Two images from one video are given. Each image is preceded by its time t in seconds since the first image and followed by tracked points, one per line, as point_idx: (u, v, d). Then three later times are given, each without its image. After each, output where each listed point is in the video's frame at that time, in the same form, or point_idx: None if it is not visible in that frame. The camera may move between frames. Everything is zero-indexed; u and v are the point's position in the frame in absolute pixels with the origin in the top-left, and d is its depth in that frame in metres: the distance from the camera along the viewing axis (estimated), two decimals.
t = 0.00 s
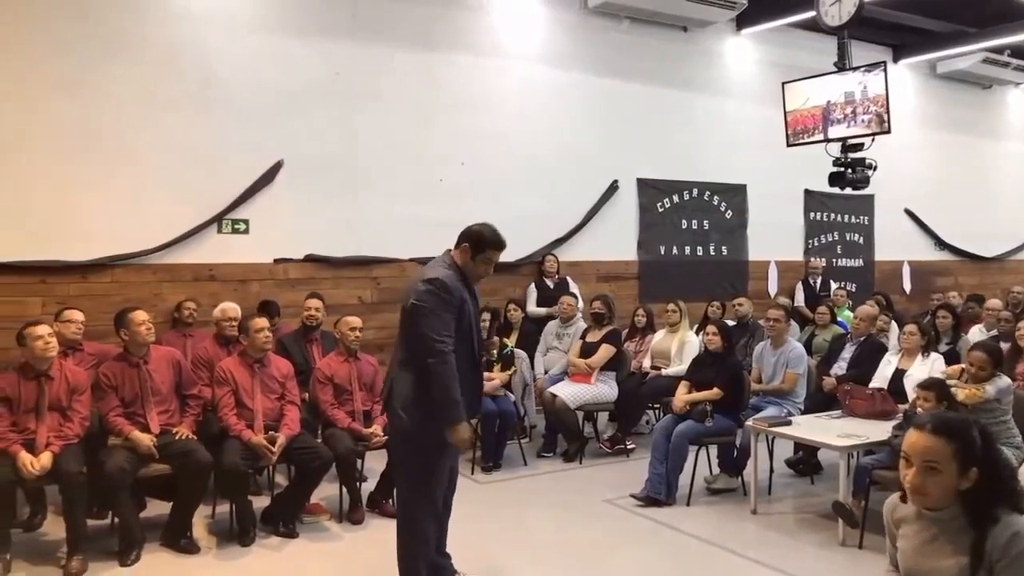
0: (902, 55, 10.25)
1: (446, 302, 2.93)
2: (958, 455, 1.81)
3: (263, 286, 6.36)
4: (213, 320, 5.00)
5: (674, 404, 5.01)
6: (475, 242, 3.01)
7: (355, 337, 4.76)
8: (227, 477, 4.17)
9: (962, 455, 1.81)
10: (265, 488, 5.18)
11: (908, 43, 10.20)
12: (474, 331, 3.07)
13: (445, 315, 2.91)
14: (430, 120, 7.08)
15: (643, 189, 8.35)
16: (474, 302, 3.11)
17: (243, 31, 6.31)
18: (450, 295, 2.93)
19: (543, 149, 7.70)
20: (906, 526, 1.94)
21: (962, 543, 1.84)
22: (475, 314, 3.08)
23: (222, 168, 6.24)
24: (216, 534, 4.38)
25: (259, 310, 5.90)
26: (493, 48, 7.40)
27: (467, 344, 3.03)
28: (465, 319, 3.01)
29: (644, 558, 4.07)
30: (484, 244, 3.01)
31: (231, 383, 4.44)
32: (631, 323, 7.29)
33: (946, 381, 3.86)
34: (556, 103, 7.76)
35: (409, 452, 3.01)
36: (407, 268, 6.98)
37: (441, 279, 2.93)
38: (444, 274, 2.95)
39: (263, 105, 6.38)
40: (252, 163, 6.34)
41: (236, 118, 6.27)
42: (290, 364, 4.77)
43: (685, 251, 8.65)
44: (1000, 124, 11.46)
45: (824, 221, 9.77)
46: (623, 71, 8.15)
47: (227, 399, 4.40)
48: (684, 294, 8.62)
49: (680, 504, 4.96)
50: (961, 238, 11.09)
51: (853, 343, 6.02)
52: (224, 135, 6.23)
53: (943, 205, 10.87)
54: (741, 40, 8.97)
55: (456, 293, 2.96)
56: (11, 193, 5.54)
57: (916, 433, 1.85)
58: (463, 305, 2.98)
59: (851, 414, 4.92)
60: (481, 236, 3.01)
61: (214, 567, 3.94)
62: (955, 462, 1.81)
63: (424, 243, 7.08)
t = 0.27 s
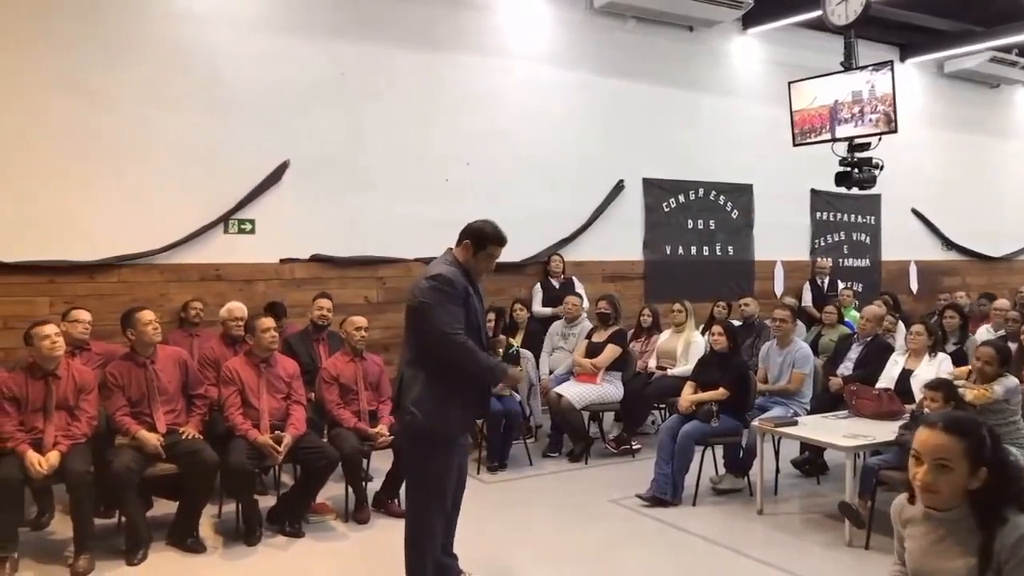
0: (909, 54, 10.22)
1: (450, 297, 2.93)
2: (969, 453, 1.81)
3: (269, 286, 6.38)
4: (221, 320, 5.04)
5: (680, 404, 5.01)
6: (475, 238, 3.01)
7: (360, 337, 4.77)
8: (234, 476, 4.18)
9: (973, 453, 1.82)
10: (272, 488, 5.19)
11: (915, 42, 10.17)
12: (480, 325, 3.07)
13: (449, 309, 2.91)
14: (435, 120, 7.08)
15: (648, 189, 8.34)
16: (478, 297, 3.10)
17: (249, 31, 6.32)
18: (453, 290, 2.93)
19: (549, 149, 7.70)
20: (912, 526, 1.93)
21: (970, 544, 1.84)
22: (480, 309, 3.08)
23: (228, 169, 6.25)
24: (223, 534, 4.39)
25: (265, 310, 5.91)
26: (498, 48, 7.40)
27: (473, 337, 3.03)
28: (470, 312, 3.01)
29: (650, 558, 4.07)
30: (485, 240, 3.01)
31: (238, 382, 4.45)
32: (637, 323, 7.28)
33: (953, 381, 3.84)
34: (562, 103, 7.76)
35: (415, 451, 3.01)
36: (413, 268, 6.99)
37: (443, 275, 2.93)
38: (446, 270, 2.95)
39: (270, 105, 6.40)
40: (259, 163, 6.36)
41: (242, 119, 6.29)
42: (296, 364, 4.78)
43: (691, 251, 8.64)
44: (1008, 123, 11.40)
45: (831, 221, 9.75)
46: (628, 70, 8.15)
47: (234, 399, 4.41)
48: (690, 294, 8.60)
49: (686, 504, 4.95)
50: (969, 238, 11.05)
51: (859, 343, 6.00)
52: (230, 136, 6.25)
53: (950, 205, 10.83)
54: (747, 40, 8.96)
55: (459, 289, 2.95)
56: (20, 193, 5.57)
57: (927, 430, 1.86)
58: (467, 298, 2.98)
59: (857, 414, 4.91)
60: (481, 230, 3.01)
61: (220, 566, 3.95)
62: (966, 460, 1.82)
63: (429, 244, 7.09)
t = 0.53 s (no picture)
0: (913, 53, 10.21)
1: (452, 292, 2.93)
2: (976, 452, 1.81)
3: (272, 285, 6.38)
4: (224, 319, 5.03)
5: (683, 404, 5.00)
6: (477, 234, 3.02)
7: (363, 336, 4.77)
8: (237, 475, 4.18)
9: (980, 452, 1.82)
10: (274, 487, 5.20)
11: (919, 41, 10.16)
12: (483, 321, 3.07)
13: (451, 305, 2.91)
14: (438, 120, 7.08)
15: (651, 188, 8.33)
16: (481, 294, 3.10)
17: (252, 30, 6.32)
18: (455, 286, 2.93)
19: (552, 148, 7.69)
20: (917, 525, 1.93)
21: (975, 543, 1.84)
22: (483, 305, 3.08)
23: (231, 168, 6.26)
24: (226, 533, 4.40)
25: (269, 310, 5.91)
26: (501, 47, 7.40)
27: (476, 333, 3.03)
28: (473, 308, 3.01)
29: (653, 558, 4.06)
30: (487, 237, 3.01)
31: (241, 381, 4.45)
32: (641, 323, 7.27)
33: (957, 381, 3.83)
34: (566, 102, 7.76)
35: (419, 448, 3.01)
36: (415, 268, 6.99)
37: (446, 271, 2.94)
38: (448, 267, 2.96)
39: (273, 105, 6.40)
40: (262, 163, 6.37)
41: (245, 118, 6.30)
42: (299, 363, 4.78)
43: (695, 251, 8.63)
44: (1012, 122, 11.37)
45: (834, 221, 9.73)
46: (631, 70, 8.14)
47: (237, 398, 4.41)
48: (693, 294, 8.60)
49: (689, 504, 4.94)
50: (973, 237, 11.02)
51: (863, 342, 5.99)
52: (234, 135, 6.25)
53: (954, 204, 10.80)
54: (750, 39, 8.95)
55: (461, 285, 2.96)
56: (23, 192, 5.58)
57: (935, 429, 1.85)
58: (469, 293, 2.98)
59: (861, 414, 4.90)
60: (483, 227, 3.01)
61: (223, 565, 3.95)
62: (973, 459, 1.82)
63: (432, 243, 7.09)
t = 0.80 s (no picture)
0: (914, 52, 10.26)
1: (452, 292, 2.93)
2: (981, 452, 1.81)
3: (272, 285, 6.38)
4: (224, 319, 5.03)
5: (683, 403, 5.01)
6: (481, 235, 3.02)
7: (362, 335, 4.77)
8: (237, 475, 4.18)
9: (985, 451, 1.81)
10: (275, 486, 5.20)
11: (919, 41, 10.21)
12: (483, 322, 3.07)
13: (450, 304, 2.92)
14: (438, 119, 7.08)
15: (651, 188, 8.33)
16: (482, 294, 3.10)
17: (252, 30, 6.33)
18: (455, 285, 2.93)
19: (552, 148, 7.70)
20: (920, 522, 1.93)
21: (978, 540, 1.85)
22: (484, 306, 3.08)
23: (232, 167, 6.26)
24: (226, 532, 4.40)
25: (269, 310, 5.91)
26: (501, 46, 7.40)
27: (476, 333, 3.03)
28: (473, 308, 3.00)
29: (653, 557, 4.07)
30: (489, 237, 3.01)
31: (241, 381, 4.46)
32: (641, 322, 7.27)
33: (957, 380, 3.83)
34: (568, 101, 7.77)
35: (418, 448, 3.02)
36: (416, 268, 6.99)
37: (446, 270, 2.94)
38: (449, 266, 2.96)
39: (273, 104, 6.40)
40: (263, 162, 6.37)
41: (245, 118, 6.30)
42: (299, 363, 4.79)
43: (695, 250, 8.63)
44: (1013, 121, 11.37)
45: (834, 220, 9.73)
46: (631, 69, 8.14)
47: (237, 398, 4.41)
48: (693, 293, 8.60)
49: (689, 503, 4.95)
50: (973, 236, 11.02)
51: (863, 342, 5.99)
52: (234, 134, 6.26)
53: (954, 203, 10.80)
54: (750, 38, 8.95)
55: (462, 285, 2.96)
56: (25, 192, 5.59)
57: (938, 427, 1.84)
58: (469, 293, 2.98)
59: (861, 413, 4.90)
60: (487, 227, 3.02)
61: (223, 565, 3.95)
62: (977, 458, 1.81)
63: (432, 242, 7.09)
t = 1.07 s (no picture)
0: (911, 52, 10.27)
1: (451, 293, 2.92)
2: (978, 449, 1.82)
3: (270, 285, 6.38)
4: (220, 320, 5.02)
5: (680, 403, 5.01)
6: (482, 237, 3.02)
7: (358, 336, 4.77)
8: (236, 475, 4.17)
9: (982, 448, 1.83)
10: (272, 486, 5.20)
11: (916, 40, 10.21)
12: (480, 323, 3.06)
13: (449, 305, 2.91)
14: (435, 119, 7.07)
15: (649, 188, 8.33)
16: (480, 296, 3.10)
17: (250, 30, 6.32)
18: (454, 286, 2.93)
19: (550, 147, 7.70)
20: (917, 522, 1.93)
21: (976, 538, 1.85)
22: (481, 308, 3.08)
23: (230, 167, 6.26)
24: (224, 532, 4.40)
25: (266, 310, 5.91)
26: (499, 46, 7.40)
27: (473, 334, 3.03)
28: (471, 309, 3.00)
29: (651, 556, 4.07)
30: (491, 239, 3.02)
31: (239, 381, 4.45)
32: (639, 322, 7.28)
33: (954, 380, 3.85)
34: (566, 100, 7.77)
35: (414, 449, 3.01)
36: (413, 268, 6.99)
37: (447, 270, 2.93)
38: (450, 267, 2.96)
39: (270, 104, 6.39)
40: (261, 163, 6.37)
41: (243, 117, 6.29)
42: (297, 363, 4.79)
43: (693, 250, 8.64)
44: (1010, 121, 11.39)
45: (832, 220, 9.75)
46: (629, 68, 8.14)
47: (235, 398, 4.41)
48: (691, 293, 8.60)
49: (686, 503, 4.95)
50: (970, 236, 11.04)
51: (860, 341, 5.99)
52: (232, 134, 6.25)
53: (951, 203, 10.82)
54: (748, 38, 8.96)
55: (462, 286, 2.95)
56: (22, 192, 5.58)
57: (935, 428, 1.85)
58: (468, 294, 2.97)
59: (858, 412, 4.91)
60: (488, 230, 3.02)
61: (221, 565, 3.95)
62: (974, 457, 1.82)
63: (430, 242, 7.09)
